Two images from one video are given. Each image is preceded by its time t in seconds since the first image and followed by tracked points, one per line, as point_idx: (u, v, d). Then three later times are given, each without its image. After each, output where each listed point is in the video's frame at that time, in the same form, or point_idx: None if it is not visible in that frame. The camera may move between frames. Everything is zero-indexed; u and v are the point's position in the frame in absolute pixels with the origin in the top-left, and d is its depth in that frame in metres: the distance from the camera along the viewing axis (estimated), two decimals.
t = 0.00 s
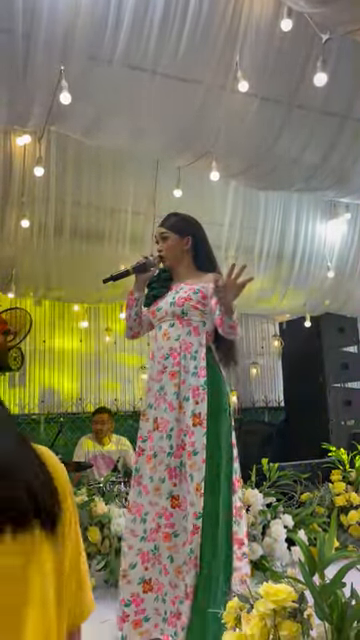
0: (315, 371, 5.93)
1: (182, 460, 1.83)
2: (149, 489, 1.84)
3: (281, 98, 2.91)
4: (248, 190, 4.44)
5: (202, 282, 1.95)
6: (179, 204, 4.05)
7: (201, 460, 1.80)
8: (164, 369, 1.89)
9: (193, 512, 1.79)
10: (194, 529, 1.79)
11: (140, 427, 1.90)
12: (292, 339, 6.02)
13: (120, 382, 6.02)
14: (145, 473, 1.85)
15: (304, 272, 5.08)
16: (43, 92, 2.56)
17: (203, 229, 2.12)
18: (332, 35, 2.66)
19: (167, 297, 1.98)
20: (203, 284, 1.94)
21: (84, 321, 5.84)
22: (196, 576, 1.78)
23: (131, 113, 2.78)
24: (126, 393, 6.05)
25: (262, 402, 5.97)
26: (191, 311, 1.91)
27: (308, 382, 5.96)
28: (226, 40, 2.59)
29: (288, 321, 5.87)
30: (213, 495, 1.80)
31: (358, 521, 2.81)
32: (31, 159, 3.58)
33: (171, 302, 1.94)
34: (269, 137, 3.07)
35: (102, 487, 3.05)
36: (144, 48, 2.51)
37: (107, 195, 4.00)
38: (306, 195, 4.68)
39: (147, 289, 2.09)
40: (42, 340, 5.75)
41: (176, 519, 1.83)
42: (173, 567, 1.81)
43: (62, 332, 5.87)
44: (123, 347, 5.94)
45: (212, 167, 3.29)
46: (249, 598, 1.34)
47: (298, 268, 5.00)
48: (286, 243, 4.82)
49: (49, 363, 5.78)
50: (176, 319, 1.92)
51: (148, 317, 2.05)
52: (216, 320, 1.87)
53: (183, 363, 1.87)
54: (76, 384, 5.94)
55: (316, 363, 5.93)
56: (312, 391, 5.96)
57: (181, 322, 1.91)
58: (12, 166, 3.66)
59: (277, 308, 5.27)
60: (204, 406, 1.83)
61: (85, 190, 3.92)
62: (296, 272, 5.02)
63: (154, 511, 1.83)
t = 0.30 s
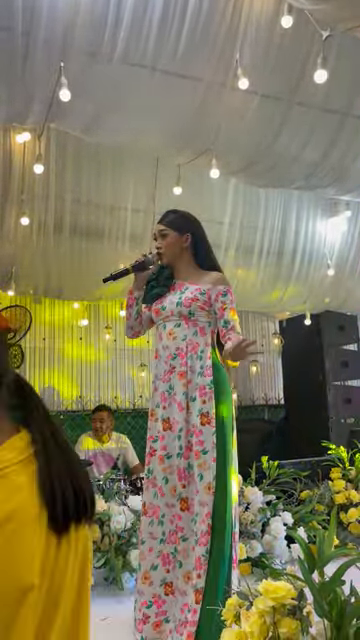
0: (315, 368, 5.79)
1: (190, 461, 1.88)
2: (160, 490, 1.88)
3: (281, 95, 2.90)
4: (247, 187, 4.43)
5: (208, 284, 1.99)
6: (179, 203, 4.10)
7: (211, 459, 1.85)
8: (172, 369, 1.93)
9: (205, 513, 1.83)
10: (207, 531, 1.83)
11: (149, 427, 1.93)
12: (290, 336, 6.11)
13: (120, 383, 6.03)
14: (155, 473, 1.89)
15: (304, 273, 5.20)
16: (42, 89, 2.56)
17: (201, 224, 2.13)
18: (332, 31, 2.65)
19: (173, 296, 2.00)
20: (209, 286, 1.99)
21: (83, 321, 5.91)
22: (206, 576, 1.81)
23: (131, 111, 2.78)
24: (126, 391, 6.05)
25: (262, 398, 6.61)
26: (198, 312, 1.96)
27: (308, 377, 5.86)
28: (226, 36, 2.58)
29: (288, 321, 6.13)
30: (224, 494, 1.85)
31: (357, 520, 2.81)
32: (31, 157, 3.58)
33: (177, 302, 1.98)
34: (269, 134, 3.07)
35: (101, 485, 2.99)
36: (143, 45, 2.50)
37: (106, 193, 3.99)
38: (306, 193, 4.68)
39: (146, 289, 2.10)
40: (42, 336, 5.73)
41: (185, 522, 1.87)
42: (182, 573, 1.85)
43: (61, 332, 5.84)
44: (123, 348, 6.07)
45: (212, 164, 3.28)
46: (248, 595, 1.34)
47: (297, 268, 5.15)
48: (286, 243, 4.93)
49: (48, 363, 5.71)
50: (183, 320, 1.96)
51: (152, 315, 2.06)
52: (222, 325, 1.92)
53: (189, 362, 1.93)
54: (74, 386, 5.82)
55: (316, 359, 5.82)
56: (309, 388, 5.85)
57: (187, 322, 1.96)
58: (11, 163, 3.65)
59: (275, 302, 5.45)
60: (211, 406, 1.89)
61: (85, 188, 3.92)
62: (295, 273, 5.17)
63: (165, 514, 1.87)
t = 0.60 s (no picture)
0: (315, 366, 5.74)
1: (194, 459, 1.89)
2: (167, 489, 1.87)
3: (281, 92, 2.90)
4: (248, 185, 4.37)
5: (209, 283, 2.02)
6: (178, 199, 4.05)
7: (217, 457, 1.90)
8: (175, 368, 1.93)
9: (215, 512, 1.88)
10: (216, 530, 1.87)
11: (153, 426, 1.92)
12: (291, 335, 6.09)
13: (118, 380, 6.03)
14: (162, 472, 1.88)
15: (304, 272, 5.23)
16: (42, 86, 2.55)
17: (201, 224, 2.14)
18: (333, 28, 2.64)
19: (174, 294, 2.00)
20: (210, 286, 2.01)
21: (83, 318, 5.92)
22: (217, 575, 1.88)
23: (131, 108, 2.77)
24: (126, 388, 6.06)
25: (262, 396, 6.65)
26: (200, 311, 1.98)
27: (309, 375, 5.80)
28: (226, 34, 2.57)
29: (288, 320, 6.13)
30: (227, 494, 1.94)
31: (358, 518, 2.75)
32: (30, 155, 3.58)
33: (179, 300, 1.98)
34: (268, 131, 3.08)
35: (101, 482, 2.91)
36: (143, 43, 2.49)
37: (106, 191, 3.99)
38: (306, 191, 4.65)
39: (143, 286, 2.08)
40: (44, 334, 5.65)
41: (189, 522, 1.87)
42: (186, 575, 1.85)
43: (63, 328, 5.80)
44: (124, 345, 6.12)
45: (212, 162, 3.34)
46: (248, 593, 1.34)
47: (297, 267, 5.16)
48: (286, 241, 4.94)
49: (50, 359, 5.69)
50: (185, 319, 1.97)
51: (151, 313, 2.05)
52: (223, 326, 2.00)
53: (192, 361, 1.94)
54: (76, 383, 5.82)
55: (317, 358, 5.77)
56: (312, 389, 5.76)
57: (189, 321, 1.97)
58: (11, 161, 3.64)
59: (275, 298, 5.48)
60: (214, 403, 1.93)
61: (84, 186, 3.91)
62: (295, 270, 5.20)
63: (171, 516, 1.86)
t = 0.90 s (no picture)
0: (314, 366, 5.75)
1: (195, 458, 1.90)
2: (164, 488, 1.89)
3: (280, 92, 2.90)
4: (248, 185, 4.40)
5: (208, 281, 2.02)
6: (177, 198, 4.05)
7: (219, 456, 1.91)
8: (175, 366, 1.94)
9: (218, 513, 1.90)
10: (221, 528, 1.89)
11: (152, 425, 1.93)
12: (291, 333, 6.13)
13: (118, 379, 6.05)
14: (160, 471, 1.90)
15: (303, 270, 5.24)
16: (41, 83, 2.56)
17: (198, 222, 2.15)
18: (331, 27, 2.64)
19: (173, 293, 2.01)
20: (209, 284, 2.02)
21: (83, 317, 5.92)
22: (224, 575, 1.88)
23: (130, 106, 2.78)
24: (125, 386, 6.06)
25: (261, 395, 6.67)
26: (199, 309, 1.98)
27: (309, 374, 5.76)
28: (224, 34, 2.56)
29: (287, 318, 6.15)
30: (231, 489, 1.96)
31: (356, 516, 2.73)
32: (30, 154, 3.56)
33: (179, 299, 1.98)
34: (267, 130, 3.10)
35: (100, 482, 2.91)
36: (141, 43, 2.49)
37: (105, 191, 4.00)
38: (306, 190, 4.66)
39: (140, 282, 2.07)
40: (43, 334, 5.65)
41: (191, 521, 1.87)
42: (191, 574, 1.85)
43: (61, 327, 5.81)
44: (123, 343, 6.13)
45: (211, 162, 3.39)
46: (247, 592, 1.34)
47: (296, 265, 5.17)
48: (285, 239, 4.93)
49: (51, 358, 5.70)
50: (184, 317, 1.97)
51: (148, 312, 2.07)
52: (222, 324, 2.01)
53: (193, 360, 1.94)
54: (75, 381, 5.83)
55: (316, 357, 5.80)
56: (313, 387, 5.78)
57: (189, 318, 1.97)
58: (9, 159, 3.62)
59: (274, 295, 5.48)
60: (215, 401, 1.94)
61: (83, 186, 3.91)
62: (294, 269, 5.21)
63: (171, 514, 1.88)
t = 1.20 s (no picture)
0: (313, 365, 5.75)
1: (196, 458, 1.89)
2: (164, 488, 1.89)
3: (278, 90, 2.90)
4: (246, 182, 4.37)
5: (205, 281, 2.04)
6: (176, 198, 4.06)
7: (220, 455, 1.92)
8: (173, 366, 1.94)
9: (222, 513, 1.92)
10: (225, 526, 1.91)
11: (150, 425, 1.94)
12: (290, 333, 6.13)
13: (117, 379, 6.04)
14: (160, 472, 1.91)
15: (301, 269, 5.23)
16: (39, 82, 2.55)
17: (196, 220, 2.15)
18: (330, 26, 2.63)
19: (171, 292, 2.01)
20: (206, 283, 2.03)
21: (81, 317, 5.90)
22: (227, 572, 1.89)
23: (128, 104, 2.77)
24: (124, 386, 6.06)
25: (260, 395, 6.67)
26: (197, 308, 1.98)
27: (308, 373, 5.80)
28: (222, 32, 2.55)
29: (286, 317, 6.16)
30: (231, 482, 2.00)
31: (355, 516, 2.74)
32: (28, 153, 3.55)
33: (177, 298, 1.98)
34: (265, 129, 3.09)
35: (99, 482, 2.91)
36: (139, 41, 2.48)
37: (103, 191, 4.00)
38: (304, 191, 4.66)
39: (136, 280, 2.10)
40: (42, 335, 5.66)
41: (193, 521, 1.87)
42: (194, 573, 1.85)
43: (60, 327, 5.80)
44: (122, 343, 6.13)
45: (209, 161, 3.36)
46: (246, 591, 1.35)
47: (295, 264, 5.16)
48: (284, 238, 4.93)
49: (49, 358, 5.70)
50: (182, 316, 1.97)
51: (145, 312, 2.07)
52: (219, 323, 2.03)
53: (192, 360, 1.94)
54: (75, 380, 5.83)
55: (315, 356, 5.80)
56: (312, 385, 5.78)
57: (187, 317, 1.97)
58: (8, 159, 3.61)
59: (273, 294, 5.48)
60: (215, 401, 1.94)
61: (81, 186, 3.91)
62: (293, 268, 5.21)
63: (170, 513, 1.86)
